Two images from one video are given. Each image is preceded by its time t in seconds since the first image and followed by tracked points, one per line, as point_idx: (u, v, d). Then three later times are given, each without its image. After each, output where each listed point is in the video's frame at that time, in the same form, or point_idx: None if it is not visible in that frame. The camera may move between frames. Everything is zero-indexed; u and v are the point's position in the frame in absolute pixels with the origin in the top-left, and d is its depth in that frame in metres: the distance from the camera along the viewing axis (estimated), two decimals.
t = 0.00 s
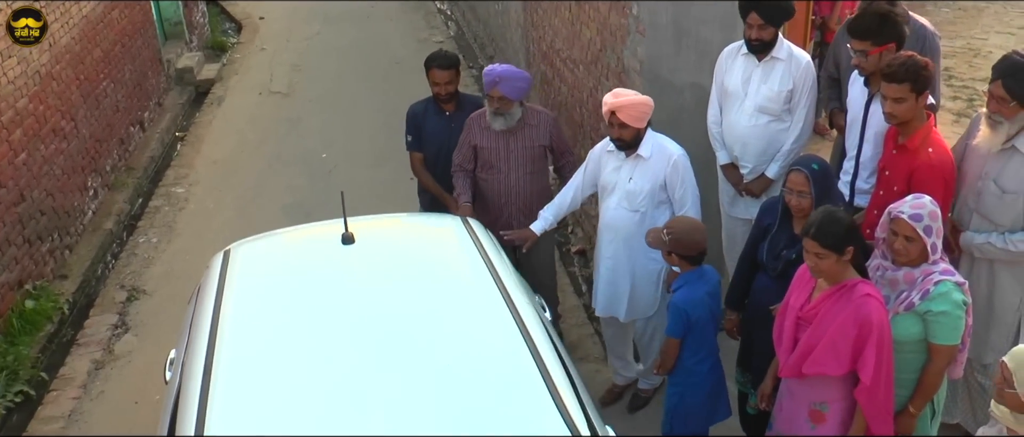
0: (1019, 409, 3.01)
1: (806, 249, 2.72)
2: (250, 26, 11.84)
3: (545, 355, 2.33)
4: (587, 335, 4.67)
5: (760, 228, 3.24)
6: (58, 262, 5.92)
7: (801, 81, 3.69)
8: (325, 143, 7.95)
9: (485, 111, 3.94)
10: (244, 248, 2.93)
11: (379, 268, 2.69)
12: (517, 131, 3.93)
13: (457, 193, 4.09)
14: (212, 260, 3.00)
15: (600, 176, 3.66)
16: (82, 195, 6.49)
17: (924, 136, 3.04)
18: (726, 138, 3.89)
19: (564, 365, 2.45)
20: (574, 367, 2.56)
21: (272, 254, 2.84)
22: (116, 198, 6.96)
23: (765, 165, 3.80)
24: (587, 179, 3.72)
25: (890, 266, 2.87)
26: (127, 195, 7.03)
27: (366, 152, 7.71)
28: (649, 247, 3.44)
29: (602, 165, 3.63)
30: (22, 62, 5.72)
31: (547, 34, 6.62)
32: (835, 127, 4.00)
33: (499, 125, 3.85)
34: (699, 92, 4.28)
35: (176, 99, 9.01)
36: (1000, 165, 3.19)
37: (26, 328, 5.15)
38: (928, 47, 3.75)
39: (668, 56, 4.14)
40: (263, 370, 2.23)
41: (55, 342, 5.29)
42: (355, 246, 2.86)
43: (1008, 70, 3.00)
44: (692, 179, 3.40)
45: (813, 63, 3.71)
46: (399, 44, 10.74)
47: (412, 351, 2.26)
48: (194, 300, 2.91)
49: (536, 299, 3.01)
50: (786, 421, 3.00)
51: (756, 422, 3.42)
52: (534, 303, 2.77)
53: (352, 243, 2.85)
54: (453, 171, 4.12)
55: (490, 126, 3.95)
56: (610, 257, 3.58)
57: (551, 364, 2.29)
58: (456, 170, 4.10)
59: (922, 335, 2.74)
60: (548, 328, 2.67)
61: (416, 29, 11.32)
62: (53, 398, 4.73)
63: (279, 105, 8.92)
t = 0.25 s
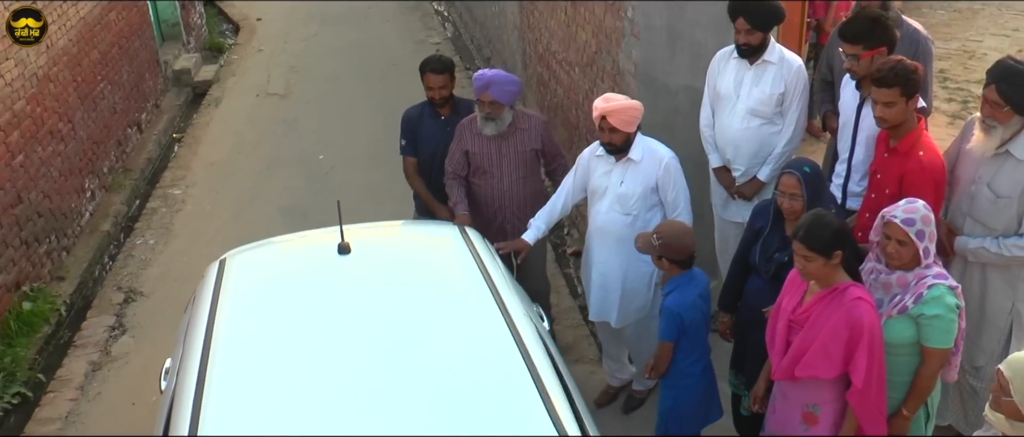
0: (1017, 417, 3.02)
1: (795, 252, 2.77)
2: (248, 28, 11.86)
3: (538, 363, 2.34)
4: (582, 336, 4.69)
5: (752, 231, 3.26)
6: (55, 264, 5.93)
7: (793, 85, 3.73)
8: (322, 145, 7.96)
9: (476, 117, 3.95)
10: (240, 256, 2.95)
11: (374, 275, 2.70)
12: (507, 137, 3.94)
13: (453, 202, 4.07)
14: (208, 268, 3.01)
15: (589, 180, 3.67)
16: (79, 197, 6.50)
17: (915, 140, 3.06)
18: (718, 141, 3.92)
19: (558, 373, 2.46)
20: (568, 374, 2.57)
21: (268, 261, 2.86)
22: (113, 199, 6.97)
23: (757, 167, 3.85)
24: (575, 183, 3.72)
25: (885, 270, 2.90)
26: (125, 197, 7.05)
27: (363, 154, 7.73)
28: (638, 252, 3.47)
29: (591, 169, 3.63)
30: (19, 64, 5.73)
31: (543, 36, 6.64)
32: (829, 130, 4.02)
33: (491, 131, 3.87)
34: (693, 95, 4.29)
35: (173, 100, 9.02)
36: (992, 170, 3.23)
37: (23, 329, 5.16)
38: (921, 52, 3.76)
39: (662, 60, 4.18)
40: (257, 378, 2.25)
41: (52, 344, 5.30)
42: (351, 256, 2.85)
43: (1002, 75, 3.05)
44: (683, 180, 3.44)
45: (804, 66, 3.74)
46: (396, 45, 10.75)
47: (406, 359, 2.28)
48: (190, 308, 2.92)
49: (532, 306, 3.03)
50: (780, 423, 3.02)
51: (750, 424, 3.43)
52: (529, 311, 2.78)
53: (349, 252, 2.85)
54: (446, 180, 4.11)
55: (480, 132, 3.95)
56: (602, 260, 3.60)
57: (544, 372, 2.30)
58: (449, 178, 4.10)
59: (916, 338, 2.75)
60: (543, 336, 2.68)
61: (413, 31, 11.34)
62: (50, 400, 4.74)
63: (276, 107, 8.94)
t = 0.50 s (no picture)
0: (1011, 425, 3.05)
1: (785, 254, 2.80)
2: (245, 29, 11.88)
3: (530, 370, 2.35)
4: (577, 338, 4.72)
5: (745, 234, 3.28)
6: (53, 265, 5.95)
7: (785, 89, 3.74)
8: (319, 147, 7.98)
9: (469, 121, 3.96)
10: (236, 264, 2.96)
11: (368, 282, 2.72)
12: (500, 141, 3.96)
13: (449, 209, 4.05)
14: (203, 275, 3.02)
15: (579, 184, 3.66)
16: (76, 199, 6.52)
17: (906, 144, 3.08)
18: (711, 145, 3.94)
19: (550, 379, 2.47)
20: (561, 381, 2.58)
21: (264, 267, 2.88)
22: (111, 201, 6.99)
23: (750, 171, 3.87)
24: (566, 189, 3.73)
25: (879, 273, 2.91)
26: (122, 199, 7.06)
27: (360, 155, 7.76)
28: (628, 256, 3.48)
29: (581, 175, 3.64)
30: (16, 66, 5.75)
31: (539, 38, 6.66)
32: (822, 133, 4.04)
33: (484, 134, 3.86)
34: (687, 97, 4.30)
35: (171, 102, 9.04)
36: (986, 174, 3.24)
37: (21, 331, 5.18)
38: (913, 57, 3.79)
39: (657, 64, 4.20)
40: (249, 385, 2.26)
41: (49, 345, 5.32)
42: (347, 265, 2.85)
43: (997, 81, 3.06)
44: (674, 183, 3.47)
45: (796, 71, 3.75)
46: (393, 47, 10.78)
47: (397, 365, 2.29)
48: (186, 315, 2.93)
49: (527, 313, 3.04)
50: (772, 424, 3.05)
51: (743, 425, 3.45)
52: (523, 317, 2.79)
53: (344, 261, 2.85)
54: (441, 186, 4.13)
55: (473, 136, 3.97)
56: (594, 264, 3.63)
57: (535, 378, 2.31)
58: (443, 184, 4.11)
59: (909, 341, 2.77)
60: (536, 343, 2.69)
61: (411, 32, 11.36)
62: (47, 402, 4.76)
63: (273, 108, 8.96)
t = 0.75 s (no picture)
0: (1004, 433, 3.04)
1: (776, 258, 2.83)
2: (241, 31, 11.89)
3: (522, 377, 2.35)
4: (572, 339, 4.74)
5: (736, 237, 3.29)
6: (48, 268, 5.95)
7: (776, 93, 3.77)
8: (315, 149, 7.99)
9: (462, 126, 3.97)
10: (231, 272, 2.97)
11: (362, 289, 2.73)
12: (494, 145, 3.98)
13: (444, 215, 4.02)
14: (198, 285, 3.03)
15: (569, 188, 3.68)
16: (72, 200, 6.53)
17: (896, 147, 3.10)
18: (703, 149, 3.97)
19: (543, 387, 2.47)
20: (554, 389, 2.59)
21: (258, 275, 2.89)
22: (106, 203, 7.00)
23: (740, 175, 3.91)
24: (557, 193, 3.73)
25: (872, 276, 2.94)
26: (118, 201, 7.07)
27: (355, 157, 7.77)
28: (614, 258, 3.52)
29: (571, 178, 3.65)
30: (12, 68, 5.76)
31: (534, 41, 6.68)
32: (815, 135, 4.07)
33: (477, 138, 3.88)
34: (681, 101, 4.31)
35: (166, 104, 9.04)
36: (977, 179, 3.26)
37: (16, 333, 5.18)
38: (903, 61, 3.81)
39: (649, 66, 4.23)
40: (242, 391, 2.27)
41: (44, 348, 5.33)
42: (341, 276, 2.84)
43: (988, 87, 3.06)
44: (665, 185, 3.50)
45: (786, 74, 3.78)
46: (389, 49, 10.79)
47: (389, 372, 2.30)
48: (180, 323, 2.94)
49: (521, 320, 3.05)
50: (764, 426, 3.07)
51: (735, 426, 3.47)
52: (517, 326, 2.80)
53: (338, 273, 2.84)
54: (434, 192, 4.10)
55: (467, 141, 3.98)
56: (587, 268, 3.64)
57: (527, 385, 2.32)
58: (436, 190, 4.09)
59: (901, 345, 2.79)
60: (530, 351, 2.70)
61: (406, 34, 11.38)
62: (43, 404, 4.77)
63: (269, 110, 8.97)
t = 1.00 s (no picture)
0: None
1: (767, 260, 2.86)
2: (237, 32, 11.90)
3: (513, 386, 2.36)
4: (565, 340, 4.76)
5: (727, 239, 3.31)
6: (44, 269, 5.96)
7: (766, 97, 3.77)
8: (311, 150, 8.01)
9: (457, 130, 3.99)
10: (225, 280, 2.97)
11: (356, 298, 2.74)
12: (490, 149, 4.00)
13: (437, 218, 4.03)
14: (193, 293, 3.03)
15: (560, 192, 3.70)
16: (68, 202, 6.54)
17: (886, 149, 3.13)
18: (695, 153, 4.00)
19: (535, 395, 2.48)
20: (547, 398, 2.59)
21: (252, 282, 2.90)
22: (102, 205, 7.01)
23: (731, 179, 3.91)
24: (549, 198, 3.75)
25: (865, 279, 2.96)
26: (113, 202, 7.08)
27: (350, 158, 7.79)
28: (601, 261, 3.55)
29: (561, 183, 3.67)
30: (8, 71, 5.78)
31: (528, 42, 6.71)
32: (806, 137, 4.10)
33: (473, 141, 3.88)
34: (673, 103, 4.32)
35: (162, 105, 9.05)
36: (969, 183, 3.26)
37: (11, 335, 5.19)
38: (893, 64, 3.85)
39: (643, 70, 4.26)
40: (233, 400, 2.28)
41: (40, 349, 5.34)
42: (335, 285, 2.84)
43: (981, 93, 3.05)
44: (656, 188, 3.54)
45: (779, 80, 3.77)
46: (385, 50, 10.81)
47: (381, 381, 2.31)
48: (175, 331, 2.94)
49: (517, 330, 3.06)
50: (754, 426, 3.10)
51: (726, 426, 3.49)
52: (510, 334, 2.81)
53: (332, 282, 2.84)
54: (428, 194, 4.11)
55: (462, 144, 4.00)
56: (579, 271, 3.66)
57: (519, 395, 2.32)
58: (430, 192, 4.10)
59: (892, 348, 2.83)
60: (524, 360, 2.71)
61: (402, 35, 11.40)
62: (38, 405, 4.78)
63: (265, 112, 8.98)
